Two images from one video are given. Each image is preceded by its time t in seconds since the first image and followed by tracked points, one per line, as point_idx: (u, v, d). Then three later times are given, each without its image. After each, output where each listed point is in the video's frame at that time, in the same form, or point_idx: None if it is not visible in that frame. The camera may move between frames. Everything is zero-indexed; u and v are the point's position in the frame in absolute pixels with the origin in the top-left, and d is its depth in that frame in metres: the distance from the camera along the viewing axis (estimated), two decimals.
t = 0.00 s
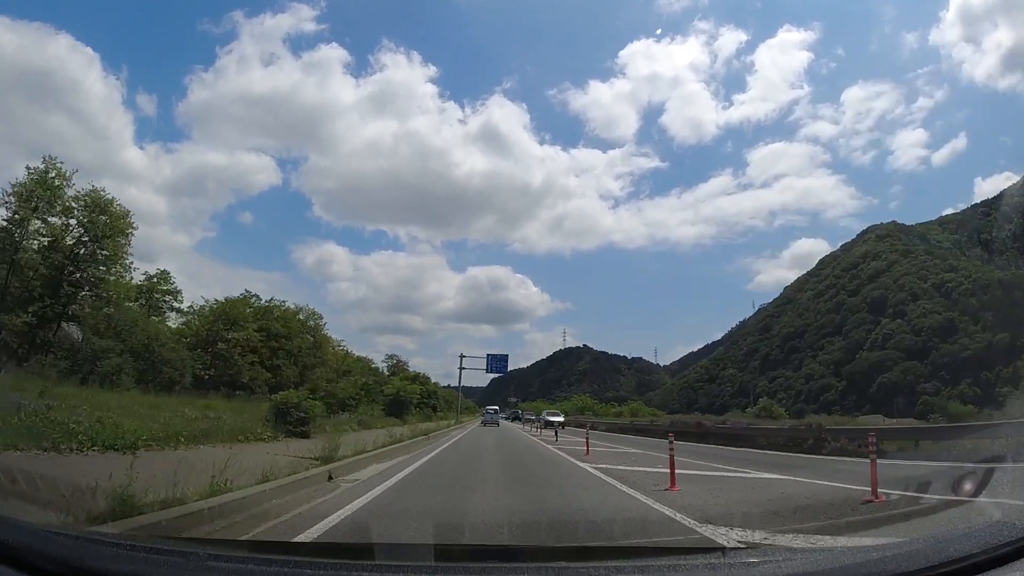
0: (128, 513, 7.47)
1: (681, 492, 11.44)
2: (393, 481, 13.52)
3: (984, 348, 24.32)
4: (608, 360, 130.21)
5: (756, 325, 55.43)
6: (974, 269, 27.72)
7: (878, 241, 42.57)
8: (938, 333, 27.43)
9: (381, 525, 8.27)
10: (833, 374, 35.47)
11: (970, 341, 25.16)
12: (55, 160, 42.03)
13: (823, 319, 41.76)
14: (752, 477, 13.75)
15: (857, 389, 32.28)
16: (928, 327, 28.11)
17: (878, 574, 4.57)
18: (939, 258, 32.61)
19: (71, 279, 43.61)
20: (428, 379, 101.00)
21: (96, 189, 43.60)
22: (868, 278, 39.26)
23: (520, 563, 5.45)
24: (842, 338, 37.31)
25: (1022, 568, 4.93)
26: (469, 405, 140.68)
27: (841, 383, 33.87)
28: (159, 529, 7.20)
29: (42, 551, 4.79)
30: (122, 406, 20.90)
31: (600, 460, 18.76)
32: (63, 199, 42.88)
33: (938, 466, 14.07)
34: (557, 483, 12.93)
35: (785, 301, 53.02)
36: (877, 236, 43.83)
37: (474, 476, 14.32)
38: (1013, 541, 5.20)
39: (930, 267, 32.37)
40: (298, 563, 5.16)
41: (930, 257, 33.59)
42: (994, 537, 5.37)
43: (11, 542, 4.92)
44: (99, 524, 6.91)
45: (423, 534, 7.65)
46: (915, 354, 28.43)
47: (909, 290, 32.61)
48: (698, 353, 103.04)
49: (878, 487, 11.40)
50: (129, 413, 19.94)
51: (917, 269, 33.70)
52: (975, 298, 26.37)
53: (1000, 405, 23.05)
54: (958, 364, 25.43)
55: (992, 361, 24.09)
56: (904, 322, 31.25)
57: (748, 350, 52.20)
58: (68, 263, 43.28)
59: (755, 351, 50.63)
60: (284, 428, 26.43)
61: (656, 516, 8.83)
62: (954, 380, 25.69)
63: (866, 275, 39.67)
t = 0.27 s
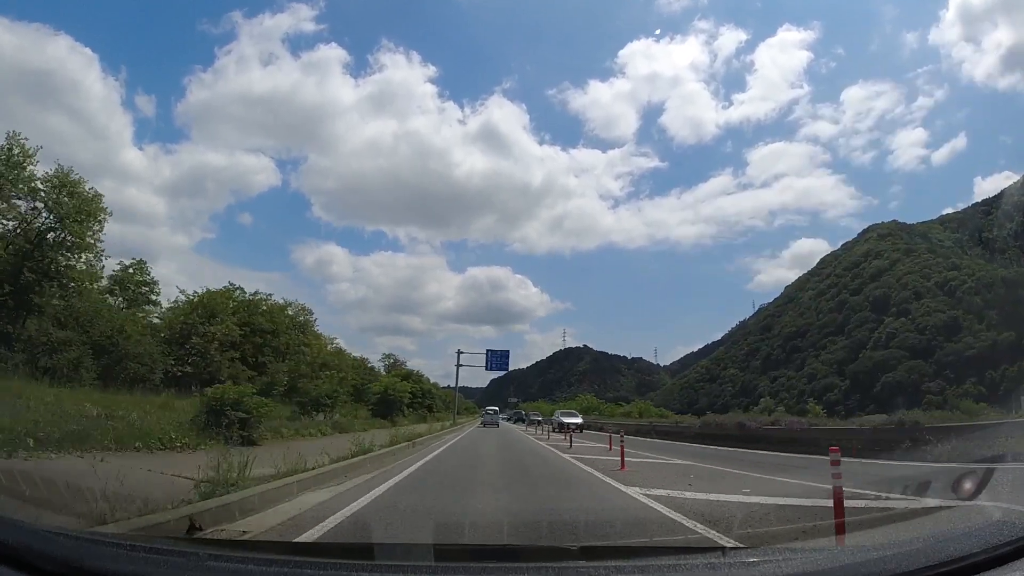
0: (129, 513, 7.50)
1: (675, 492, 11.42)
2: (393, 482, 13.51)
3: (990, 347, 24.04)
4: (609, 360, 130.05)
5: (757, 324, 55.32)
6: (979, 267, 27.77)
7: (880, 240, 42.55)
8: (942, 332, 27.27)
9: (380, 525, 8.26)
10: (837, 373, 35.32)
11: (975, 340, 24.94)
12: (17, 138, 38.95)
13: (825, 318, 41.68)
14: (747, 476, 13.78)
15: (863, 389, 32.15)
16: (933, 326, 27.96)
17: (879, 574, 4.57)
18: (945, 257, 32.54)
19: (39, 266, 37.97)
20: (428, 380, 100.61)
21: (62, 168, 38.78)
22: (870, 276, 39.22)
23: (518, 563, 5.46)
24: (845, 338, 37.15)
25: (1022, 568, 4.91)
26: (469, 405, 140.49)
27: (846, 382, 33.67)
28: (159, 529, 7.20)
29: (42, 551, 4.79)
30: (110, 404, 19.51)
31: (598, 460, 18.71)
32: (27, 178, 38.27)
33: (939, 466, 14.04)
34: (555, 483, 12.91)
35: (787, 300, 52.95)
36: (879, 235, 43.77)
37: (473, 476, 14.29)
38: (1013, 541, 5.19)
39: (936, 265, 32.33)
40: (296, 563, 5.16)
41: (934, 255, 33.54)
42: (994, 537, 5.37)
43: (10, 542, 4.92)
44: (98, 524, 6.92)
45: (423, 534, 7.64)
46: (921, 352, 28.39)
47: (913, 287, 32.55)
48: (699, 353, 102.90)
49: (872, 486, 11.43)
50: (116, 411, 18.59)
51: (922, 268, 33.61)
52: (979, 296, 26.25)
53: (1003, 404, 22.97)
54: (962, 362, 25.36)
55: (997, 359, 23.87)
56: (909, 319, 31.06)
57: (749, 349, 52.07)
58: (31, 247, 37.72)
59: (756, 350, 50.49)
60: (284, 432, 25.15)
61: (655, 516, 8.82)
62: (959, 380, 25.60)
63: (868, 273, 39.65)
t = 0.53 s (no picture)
0: (130, 513, 7.50)
1: (676, 492, 11.42)
2: (392, 481, 13.50)
3: (995, 344, 23.98)
4: (609, 359, 130.14)
5: (758, 322, 55.33)
6: (984, 264, 27.82)
7: (882, 238, 42.59)
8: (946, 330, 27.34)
9: (381, 525, 8.26)
10: (840, 371, 35.29)
11: (979, 338, 24.92)
12: None
13: (827, 316, 41.68)
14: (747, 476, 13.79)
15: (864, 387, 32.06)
16: (936, 323, 27.99)
17: (879, 574, 4.57)
18: (947, 255, 32.60)
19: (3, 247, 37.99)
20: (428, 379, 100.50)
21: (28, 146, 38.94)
22: (872, 275, 39.25)
23: (518, 563, 5.46)
24: (846, 336, 37.14)
25: (1022, 568, 4.91)
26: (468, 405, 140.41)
27: (849, 381, 33.61)
28: (158, 529, 7.18)
29: (41, 551, 4.78)
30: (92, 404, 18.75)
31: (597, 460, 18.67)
32: None
33: (939, 467, 14.04)
34: (556, 483, 12.90)
35: (788, 298, 52.96)
36: (881, 233, 43.81)
37: (474, 476, 14.28)
38: (1013, 541, 5.19)
39: (940, 264, 32.41)
40: (297, 563, 5.17)
41: (936, 253, 33.57)
42: (994, 537, 5.37)
43: (10, 542, 4.92)
44: (98, 524, 6.92)
45: (423, 534, 7.64)
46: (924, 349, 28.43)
47: (916, 285, 32.57)
48: (699, 352, 102.96)
49: (871, 487, 11.43)
50: (66, 404, 17.28)
51: (925, 266, 33.61)
52: (983, 294, 26.34)
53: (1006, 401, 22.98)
54: (967, 359, 25.05)
55: (1001, 357, 23.79)
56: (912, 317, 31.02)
57: (750, 348, 52.07)
58: None
59: (757, 348, 50.48)
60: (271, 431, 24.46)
61: (658, 516, 8.81)
62: (963, 377, 25.21)
63: (869, 271, 39.68)
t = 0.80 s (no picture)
0: (132, 514, 7.50)
1: (676, 492, 11.43)
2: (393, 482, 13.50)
3: (1000, 342, 23.92)
4: (609, 359, 130.16)
5: (759, 322, 55.33)
6: (985, 263, 27.94)
7: (883, 236, 42.62)
8: (950, 329, 27.40)
9: (381, 525, 8.27)
10: (842, 370, 35.25)
11: (984, 335, 25.04)
12: None
13: (829, 315, 41.66)
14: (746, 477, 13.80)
15: (869, 389, 31.74)
16: (941, 322, 27.96)
17: (880, 574, 4.57)
18: (949, 254, 32.63)
19: None
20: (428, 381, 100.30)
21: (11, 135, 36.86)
22: (874, 273, 39.26)
23: (518, 563, 5.47)
24: (848, 336, 37.16)
25: (1021, 568, 4.91)
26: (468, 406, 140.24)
27: (852, 380, 33.53)
28: (160, 530, 7.18)
29: (42, 551, 4.78)
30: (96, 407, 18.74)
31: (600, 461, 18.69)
32: None
33: (940, 468, 14.06)
34: (557, 484, 12.90)
35: (789, 298, 52.96)
36: (882, 232, 43.85)
37: (474, 477, 14.27)
38: (1012, 541, 5.20)
39: (941, 262, 32.54)
40: (297, 563, 5.17)
41: (938, 252, 33.59)
42: (993, 537, 5.38)
43: (12, 543, 4.92)
44: (99, 525, 6.92)
45: (424, 534, 7.64)
46: (928, 348, 28.41)
47: (918, 283, 32.59)
48: (699, 352, 103.03)
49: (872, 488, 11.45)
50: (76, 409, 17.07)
51: (927, 265, 33.61)
52: (987, 292, 26.49)
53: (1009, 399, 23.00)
54: (972, 358, 25.19)
55: (1007, 356, 23.65)
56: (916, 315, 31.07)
57: (751, 347, 52.04)
58: None
59: (758, 348, 50.45)
60: (273, 432, 24.43)
61: (660, 516, 8.81)
62: (968, 376, 25.45)
63: (871, 270, 39.71)
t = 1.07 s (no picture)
0: (130, 513, 7.50)
1: (676, 492, 11.39)
2: (391, 481, 13.41)
3: (1005, 338, 24.78)
4: (608, 356, 130.18)
5: (760, 319, 55.25)
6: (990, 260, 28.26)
7: (886, 233, 42.52)
8: (956, 324, 26.92)
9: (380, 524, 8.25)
10: (844, 366, 35.16)
11: (990, 331, 25.18)
12: None
13: (832, 311, 41.57)
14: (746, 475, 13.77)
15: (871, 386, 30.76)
16: (945, 318, 27.64)
17: (880, 574, 4.57)
18: (951, 251, 32.54)
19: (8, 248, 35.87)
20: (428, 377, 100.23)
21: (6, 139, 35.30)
22: (877, 269, 39.17)
23: (517, 563, 5.46)
24: (850, 332, 37.12)
25: (1022, 568, 4.90)
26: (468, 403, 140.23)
27: (853, 376, 33.40)
28: (159, 529, 7.17)
29: (41, 551, 4.78)
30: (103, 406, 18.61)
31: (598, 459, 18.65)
32: None
33: (935, 467, 14.07)
34: (556, 483, 12.86)
35: (791, 294, 52.89)
36: (885, 228, 43.75)
37: (473, 475, 14.23)
38: (1013, 541, 5.20)
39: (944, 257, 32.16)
40: (296, 563, 5.16)
41: (942, 248, 33.50)
42: (993, 537, 5.37)
43: (10, 543, 4.91)
44: (97, 524, 6.91)
45: (424, 534, 7.61)
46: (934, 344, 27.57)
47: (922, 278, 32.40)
48: (699, 350, 103.06)
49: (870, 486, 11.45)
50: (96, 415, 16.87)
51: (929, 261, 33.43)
52: (991, 288, 26.72)
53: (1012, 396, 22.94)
54: (976, 354, 25.08)
55: (1013, 351, 24.63)
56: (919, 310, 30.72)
57: (753, 344, 51.95)
58: None
59: (759, 344, 50.36)
60: (272, 430, 24.38)
61: (660, 516, 8.78)
62: (973, 373, 25.08)
63: (874, 266, 39.62)
